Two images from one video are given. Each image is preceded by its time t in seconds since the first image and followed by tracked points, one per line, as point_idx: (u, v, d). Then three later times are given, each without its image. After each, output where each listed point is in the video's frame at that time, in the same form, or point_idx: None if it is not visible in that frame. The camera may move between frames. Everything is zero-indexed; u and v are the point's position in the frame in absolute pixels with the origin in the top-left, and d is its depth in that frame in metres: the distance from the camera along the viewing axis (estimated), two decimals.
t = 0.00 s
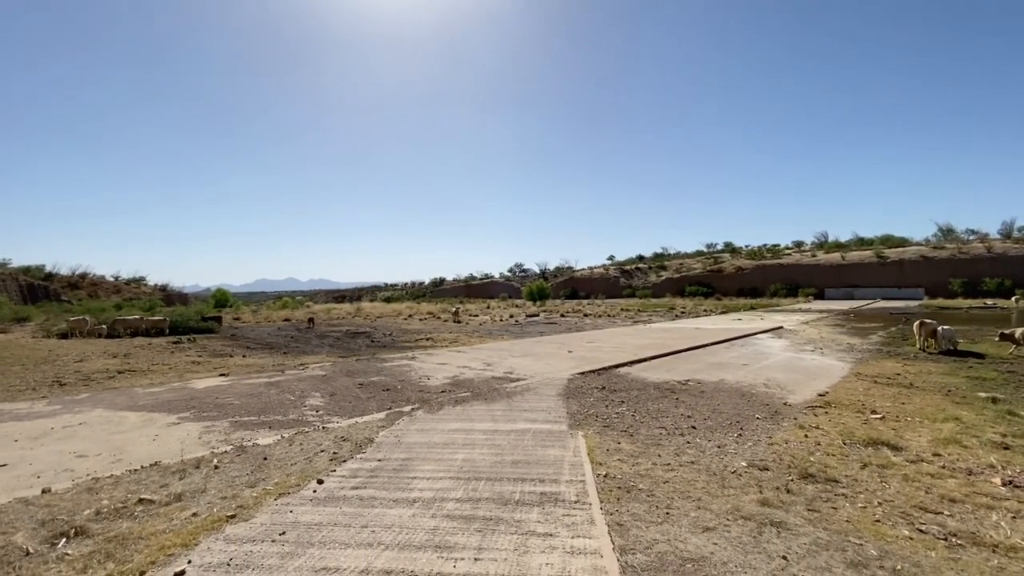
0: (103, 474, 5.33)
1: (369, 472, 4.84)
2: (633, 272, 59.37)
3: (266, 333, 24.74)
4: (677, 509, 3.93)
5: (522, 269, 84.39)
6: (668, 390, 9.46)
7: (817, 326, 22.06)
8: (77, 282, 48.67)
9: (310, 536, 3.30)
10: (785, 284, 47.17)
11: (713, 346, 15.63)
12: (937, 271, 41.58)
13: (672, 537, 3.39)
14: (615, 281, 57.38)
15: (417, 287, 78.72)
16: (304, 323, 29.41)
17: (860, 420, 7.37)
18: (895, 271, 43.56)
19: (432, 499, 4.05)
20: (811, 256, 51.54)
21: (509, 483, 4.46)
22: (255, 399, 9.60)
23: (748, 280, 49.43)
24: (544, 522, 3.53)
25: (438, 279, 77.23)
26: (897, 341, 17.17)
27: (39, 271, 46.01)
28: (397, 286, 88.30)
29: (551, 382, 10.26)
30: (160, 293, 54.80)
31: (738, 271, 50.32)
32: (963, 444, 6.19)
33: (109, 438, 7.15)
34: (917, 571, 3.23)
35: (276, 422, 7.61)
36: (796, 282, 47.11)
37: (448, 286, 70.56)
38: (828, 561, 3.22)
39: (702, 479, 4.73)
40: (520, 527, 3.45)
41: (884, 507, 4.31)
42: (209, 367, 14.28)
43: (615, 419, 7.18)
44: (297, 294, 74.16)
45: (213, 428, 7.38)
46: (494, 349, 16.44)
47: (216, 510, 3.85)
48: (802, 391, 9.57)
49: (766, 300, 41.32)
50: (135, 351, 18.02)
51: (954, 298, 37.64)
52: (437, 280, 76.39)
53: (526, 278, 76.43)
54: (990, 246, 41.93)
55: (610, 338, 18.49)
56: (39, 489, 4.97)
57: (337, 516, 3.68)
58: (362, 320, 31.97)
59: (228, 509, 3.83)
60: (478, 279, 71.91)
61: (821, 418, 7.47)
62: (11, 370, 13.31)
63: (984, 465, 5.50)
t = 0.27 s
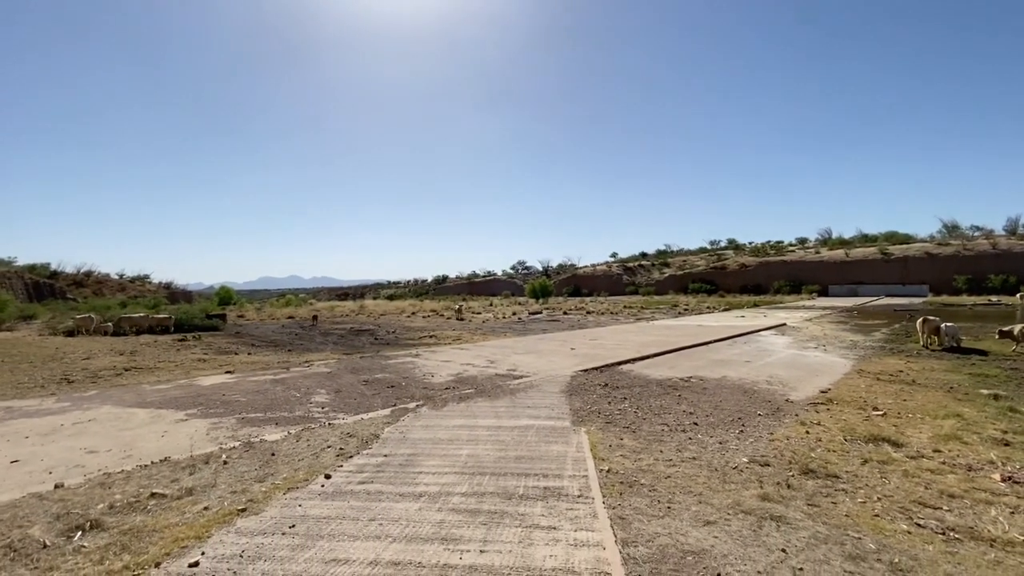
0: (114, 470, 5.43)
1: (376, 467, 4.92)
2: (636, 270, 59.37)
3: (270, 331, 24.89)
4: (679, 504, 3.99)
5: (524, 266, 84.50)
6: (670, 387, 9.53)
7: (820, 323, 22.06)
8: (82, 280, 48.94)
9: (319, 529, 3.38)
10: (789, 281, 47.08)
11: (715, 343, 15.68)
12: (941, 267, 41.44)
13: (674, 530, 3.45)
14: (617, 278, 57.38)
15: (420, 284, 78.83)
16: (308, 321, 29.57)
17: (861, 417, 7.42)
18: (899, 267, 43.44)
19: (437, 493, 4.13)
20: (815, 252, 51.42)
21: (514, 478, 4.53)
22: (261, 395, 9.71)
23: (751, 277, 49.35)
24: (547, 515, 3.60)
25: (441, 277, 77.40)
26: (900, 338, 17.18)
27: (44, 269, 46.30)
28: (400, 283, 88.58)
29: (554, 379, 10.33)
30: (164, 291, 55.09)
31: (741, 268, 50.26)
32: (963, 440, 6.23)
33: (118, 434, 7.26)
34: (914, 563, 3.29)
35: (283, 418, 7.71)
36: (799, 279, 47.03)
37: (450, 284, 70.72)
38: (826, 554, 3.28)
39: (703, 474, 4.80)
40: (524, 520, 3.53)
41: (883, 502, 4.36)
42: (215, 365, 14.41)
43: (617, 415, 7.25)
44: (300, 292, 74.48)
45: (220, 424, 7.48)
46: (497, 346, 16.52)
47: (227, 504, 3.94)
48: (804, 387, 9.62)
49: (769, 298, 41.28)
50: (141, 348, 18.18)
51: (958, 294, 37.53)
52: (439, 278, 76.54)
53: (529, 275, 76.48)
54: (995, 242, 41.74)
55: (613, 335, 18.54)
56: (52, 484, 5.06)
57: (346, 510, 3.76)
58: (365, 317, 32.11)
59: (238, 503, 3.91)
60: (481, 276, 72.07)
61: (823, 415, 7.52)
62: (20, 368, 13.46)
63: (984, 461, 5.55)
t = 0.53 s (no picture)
0: (130, 466, 5.53)
1: (387, 464, 4.99)
2: (641, 267, 59.29)
3: (278, 329, 25.09)
4: (687, 500, 4.03)
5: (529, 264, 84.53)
6: (677, 384, 9.55)
7: (827, 320, 21.97)
8: (91, 279, 49.41)
9: (333, 524, 3.45)
10: (795, 277, 46.86)
11: (722, 340, 15.66)
12: (950, 263, 41.08)
13: (683, 526, 3.49)
14: (622, 275, 57.31)
15: (425, 282, 79.04)
16: (315, 319, 29.76)
17: (869, 414, 7.42)
18: (907, 264, 43.11)
19: (448, 490, 4.19)
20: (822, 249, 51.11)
21: (523, 474, 4.59)
22: (270, 393, 9.81)
23: (758, 274, 49.14)
24: (557, 511, 3.65)
25: (446, 274, 77.60)
26: (909, 335, 17.08)
27: (53, 268, 46.77)
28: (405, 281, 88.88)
29: (561, 376, 10.38)
30: (172, 289, 55.54)
31: (747, 265, 50.07)
32: (972, 438, 6.22)
33: (131, 431, 7.37)
34: (922, 559, 3.31)
35: (293, 416, 7.80)
36: (806, 276, 46.79)
37: (455, 281, 70.85)
38: (834, 550, 3.31)
39: (711, 471, 4.83)
40: (535, 516, 3.58)
41: (891, 499, 4.38)
42: (224, 362, 14.57)
43: (625, 413, 7.29)
44: (306, 290, 74.89)
45: (232, 422, 7.58)
46: (503, 344, 16.58)
47: (242, 500, 4.01)
48: (811, 385, 9.61)
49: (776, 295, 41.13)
50: (151, 346, 18.39)
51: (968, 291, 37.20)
52: (444, 275, 76.76)
53: (534, 272, 76.52)
54: (1005, 238, 41.33)
55: (619, 332, 18.56)
56: (70, 480, 5.17)
57: (359, 506, 3.82)
58: (371, 315, 32.25)
59: (253, 498, 3.99)
60: (486, 274, 72.22)
61: (830, 412, 7.53)
62: (33, 366, 13.64)
63: (992, 458, 5.54)
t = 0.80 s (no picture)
0: (151, 460, 5.64)
1: (402, 460, 5.05)
2: (650, 264, 59.07)
3: (288, 326, 25.31)
4: (702, 496, 4.05)
5: (537, 261, 84.54)
6: (688, 382, 9.54)
7: (839, 317, 21.79)
8: (104, 276, 50.13)
9: (354, 518, 3.51)
10: (805, 274, 46.44)
11: (732, 337, 15.60)
12: (964, 260, 40.51)
13: (699, 522, 3.51)
14: (631, 272, 57.15)
15: (433, 279, 79.33)
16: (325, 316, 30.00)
17: (883, 412, 7.38)
18: (920, 260, 42.58)
19: (464, 485, 4.24)
20: (833, 245, 50.62)
21: (537, 470, 4.62)
22: (284, 389, 9.94)
23: (768, 271, 48.75)
24: (573, 507, 3.69)
25: (454, 272, 77.82)
26: (922, 332, 16.89)
27: (68, 266, 47.50)
28: (413, 278, 89.26)
29: (571, 374, 10.41)
30: (183, 287, 56.21)
31: (757, 262, 49.71)
32: (989, 436, 6.16)
33: (150, 427, 7.51)
34: (940, 557, 3.31)
35: (307, 412, 7.90)
36: (816, 272, 46.38)
37: (463, 279, 71.04)
38: (851, 547, 3.32)
39: (725, 468, 4.84)
40: (551, 511, 3.61)
41: (907, 497, 4.37)
42: (238, 359, 14.75)
43: (637, 410, 7.30)
44: (315, 287, 75.47)
45: (248, 417, 7.70)
46: (512, 341, 16.64)
47: (263, 494, 4.09)
48: (823, 382, 9.56)
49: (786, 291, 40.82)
50: (165, 343, 18.66)
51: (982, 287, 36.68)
52: (452, 273, 76.97)
53: (542, 269, 76.52)
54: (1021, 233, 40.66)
55: (628, 329, 18.53)
56: (93, 475, 5.28)
57: (377, 500, 3.88)
58: (380, 312, 32.45)
59: (273, 493, 4.06)
60: (494, 271, 72.35)
61: (844, 410, 7.49)
62: (52, 362, 13.91)
63: (1010, 456, 5.50)
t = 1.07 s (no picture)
0: (176, 455, 5.76)
1: (421, 455, 5.11)
2: (661, 260, 58.73)
3: (302, 323, 25.58)
4: (722, 494, 4.05)
5: (547, 258, 84.45)
6: (703, 379, 9.50)
7: (855, 314, 21.52)
8: (122, 274, 51.00)
9: (378, 512, 3.56)
10: (820, 271, 45.87)
11: (746, 335, 15.48)
12: (983, 256, 39.77)
13: (721, 520, 3.51)
14: (642, 268, 56.85)
15: (444, 277, 79.60)
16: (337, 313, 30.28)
17: (903, 410, 7.29)
18: (938, 256, 41.87)
19: (485, 481, 4.27)
20: (848, 241, 49.94)
21: (556, 467, 4.65)
22: (301, 386, 10.07)
23: (781, 268, 48.23)
24: (594, 503, 3.71)
25: (464, 269, 77.99)
26: (941, 329, 16.64)
27: (86, 265, 48.41)
28: (424, 276, 89.64)
29: (585, 371, 10.41)
30: (198, 285, 57.01)
31: (770, 258, 49.21)
32: (1014, 435, 6.07)
33: (172, 422, 7.66)
34: (968, 556, 3.28)
35: (325, 408, 8.00)
36: (831, 269, 45.81)
37: (473, 276, 71.17)
38: (877, 545, 3.30)
39: (745, 466, 4.83)
40: (572, 507, 3.64)
41: (931, 496, 4.33)
42: (254, 356, 14.95)
43: (653, 407, 7.29)
44: (327, 285, 76.10)
45: (267, 413, 7.82)
46: (525, 338, 16.67)
47: (287, 488, 4.16)
48: (841, 380, 9.47)
49: (800, 288, 40.37)
50: (182, 340, 18.97)
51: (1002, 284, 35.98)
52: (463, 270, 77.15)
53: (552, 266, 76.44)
54: None
55: (641, 327, 18.47)
56: (120, 469, 5.41)
57: (400, 495, 3.93)
58: (391, 310, 32.64)
59: (297, 487, 4.13)
60: (504, 268, 72.42)
61: (863, 408, 7.41)
62: (74, 358, 14.21)
63: None
